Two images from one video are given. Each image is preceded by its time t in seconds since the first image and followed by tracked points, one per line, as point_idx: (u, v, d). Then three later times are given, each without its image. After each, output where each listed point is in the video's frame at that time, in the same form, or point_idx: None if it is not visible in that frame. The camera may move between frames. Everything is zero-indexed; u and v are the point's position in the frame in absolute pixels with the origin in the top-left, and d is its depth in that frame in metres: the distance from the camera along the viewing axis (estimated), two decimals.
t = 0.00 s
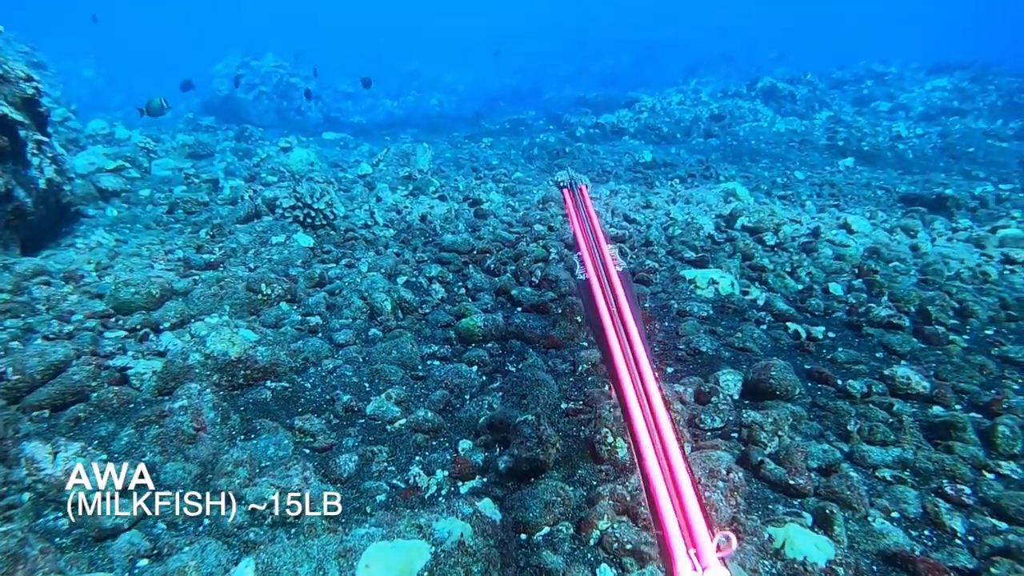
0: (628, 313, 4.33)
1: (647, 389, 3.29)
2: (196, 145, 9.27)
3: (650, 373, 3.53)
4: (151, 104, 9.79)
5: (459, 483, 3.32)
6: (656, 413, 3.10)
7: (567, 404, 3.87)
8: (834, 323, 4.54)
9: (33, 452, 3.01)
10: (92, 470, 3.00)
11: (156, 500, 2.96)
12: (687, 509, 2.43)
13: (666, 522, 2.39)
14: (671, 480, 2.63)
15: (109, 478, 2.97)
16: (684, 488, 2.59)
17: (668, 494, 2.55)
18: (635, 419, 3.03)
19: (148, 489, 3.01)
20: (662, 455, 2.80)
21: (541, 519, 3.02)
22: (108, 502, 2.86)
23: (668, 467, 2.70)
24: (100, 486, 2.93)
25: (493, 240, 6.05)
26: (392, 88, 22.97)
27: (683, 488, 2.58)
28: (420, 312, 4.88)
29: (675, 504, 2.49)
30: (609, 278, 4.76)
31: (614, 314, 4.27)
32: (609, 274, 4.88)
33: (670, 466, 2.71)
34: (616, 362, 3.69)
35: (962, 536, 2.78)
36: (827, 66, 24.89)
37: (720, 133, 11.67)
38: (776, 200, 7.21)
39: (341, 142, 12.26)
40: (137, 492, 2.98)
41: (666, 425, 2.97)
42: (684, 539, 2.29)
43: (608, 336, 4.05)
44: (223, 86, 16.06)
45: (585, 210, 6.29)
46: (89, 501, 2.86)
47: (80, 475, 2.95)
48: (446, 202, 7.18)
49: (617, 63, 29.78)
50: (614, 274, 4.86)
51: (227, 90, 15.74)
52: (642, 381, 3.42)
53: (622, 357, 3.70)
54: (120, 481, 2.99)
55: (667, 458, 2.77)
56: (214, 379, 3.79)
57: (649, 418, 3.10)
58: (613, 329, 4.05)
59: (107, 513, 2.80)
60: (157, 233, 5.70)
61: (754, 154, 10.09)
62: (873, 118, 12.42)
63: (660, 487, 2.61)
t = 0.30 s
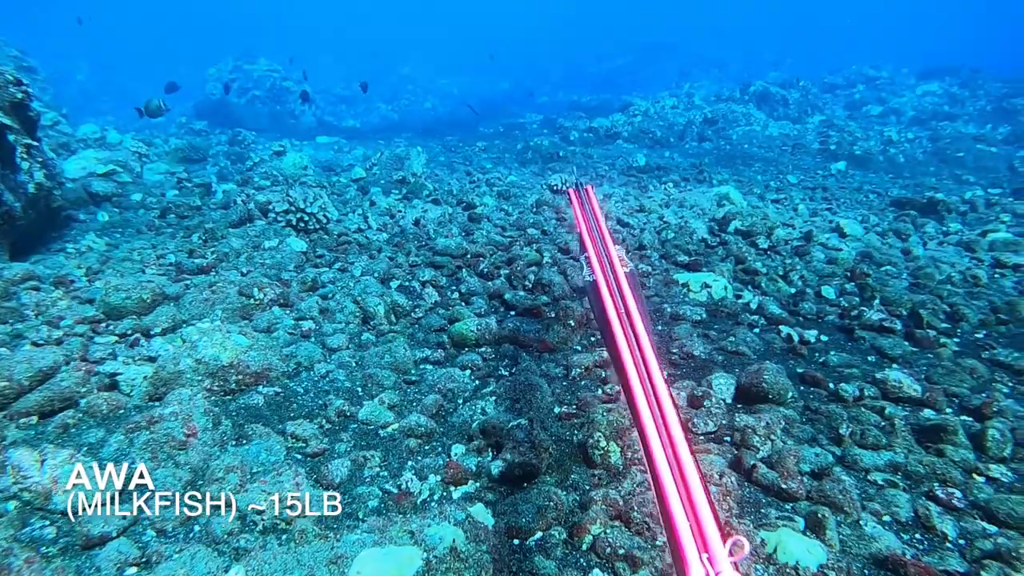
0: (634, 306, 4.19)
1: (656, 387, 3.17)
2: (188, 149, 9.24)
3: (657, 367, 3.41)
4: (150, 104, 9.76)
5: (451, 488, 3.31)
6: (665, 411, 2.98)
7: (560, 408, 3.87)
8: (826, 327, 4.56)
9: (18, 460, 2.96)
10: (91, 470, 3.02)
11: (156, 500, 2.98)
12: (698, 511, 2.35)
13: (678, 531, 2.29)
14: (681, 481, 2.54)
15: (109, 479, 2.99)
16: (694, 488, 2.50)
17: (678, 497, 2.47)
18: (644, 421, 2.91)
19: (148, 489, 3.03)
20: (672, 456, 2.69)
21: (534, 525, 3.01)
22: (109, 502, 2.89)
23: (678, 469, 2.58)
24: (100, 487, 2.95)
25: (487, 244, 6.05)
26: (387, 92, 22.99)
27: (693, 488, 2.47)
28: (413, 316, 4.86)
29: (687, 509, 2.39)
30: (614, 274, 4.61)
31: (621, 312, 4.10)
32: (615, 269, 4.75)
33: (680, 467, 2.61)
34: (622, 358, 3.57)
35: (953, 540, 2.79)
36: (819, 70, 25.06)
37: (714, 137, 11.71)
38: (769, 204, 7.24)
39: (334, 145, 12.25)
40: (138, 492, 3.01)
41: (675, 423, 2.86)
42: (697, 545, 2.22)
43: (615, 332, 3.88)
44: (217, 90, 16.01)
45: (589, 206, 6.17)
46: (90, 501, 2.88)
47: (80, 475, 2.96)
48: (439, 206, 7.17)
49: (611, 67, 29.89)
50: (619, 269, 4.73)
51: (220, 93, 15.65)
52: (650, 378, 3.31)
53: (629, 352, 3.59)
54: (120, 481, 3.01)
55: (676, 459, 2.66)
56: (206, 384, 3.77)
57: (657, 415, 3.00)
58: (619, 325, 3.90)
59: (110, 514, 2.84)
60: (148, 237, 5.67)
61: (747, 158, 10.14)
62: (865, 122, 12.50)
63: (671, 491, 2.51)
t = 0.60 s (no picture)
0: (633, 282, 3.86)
1: (655, 358, 2.82)
2: (177, 149, 9.16)
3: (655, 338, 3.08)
4: (143, 99, 9.68)
5: (440, 490, 3.27)
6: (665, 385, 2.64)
7: (550, 409, 3.85)
8: (817, 326, 4.55)
9: None
10: (92, 470, 3.03)
11: (156, 500, 2.99)
12: (697, 483, 2.02)
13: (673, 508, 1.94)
14: (679, 454, 2.20)
15: (109, 479, 3.01)
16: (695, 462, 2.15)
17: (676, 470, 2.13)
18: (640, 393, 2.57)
19: (148, 489, 3.03)
20: (668, 425, 2.37)
21: (523, 527, 2.99)
22: (108, 501, 2.90)
23: (676, 440, 2.25)
24: (100, 486, 2.96)
25: (477, 244, 6.02)
26: (379, 92, 22.97)
27: (692, 461, 2.14)
28: (403, 316, 4.83)
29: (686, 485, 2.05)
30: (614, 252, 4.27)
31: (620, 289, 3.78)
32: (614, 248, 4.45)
33: (675, 432, 2.31)
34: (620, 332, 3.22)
35: (943, 538, 2.78)
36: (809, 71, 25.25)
37: (705, 137, 11.73)
38: (760, 203, 7.25)
39: (325, 146, 12.19)
40: (138, 492, 3.01)
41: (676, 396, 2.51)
42: (694, 517, 1.89)
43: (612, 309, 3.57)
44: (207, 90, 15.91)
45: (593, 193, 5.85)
46: (89, 501, 2.89)
47: (80, 475, 2.97)
48: (430, 206, 7.14)
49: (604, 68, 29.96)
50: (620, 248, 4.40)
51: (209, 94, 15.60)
52: (647, 349, 2.96)
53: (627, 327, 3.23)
54: (120, 481, 3.02)
55: (675, 430, 2.32)
56: (192, 386, 3.71)
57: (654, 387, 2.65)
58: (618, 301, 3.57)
59: (111, 514, 2.85)
60: (134, 238, 5.61)
61: (738, 158, 10.17)
62: (855, 122, 12.57)
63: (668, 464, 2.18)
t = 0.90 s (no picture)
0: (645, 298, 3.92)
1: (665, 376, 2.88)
2: (170, 150, 9.10)
3: (668, 356, 3.16)
4: (144, 97, 9.64)
5: (434, 496, 3.24)
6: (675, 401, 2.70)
7: (545, 413, 3.82)
8: (813, 328, 4.54)
9: None
10: (91, 470, 3.05)
11: (156, 500, 3.00)
12: (709, 501, 2.06)
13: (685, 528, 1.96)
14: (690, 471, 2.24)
15: (109, 478, 3.04)
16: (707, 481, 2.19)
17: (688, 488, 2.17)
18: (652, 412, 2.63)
19: (148, 488, 3.05)
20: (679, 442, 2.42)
21: (519, 534, 2.98)
22: (108, 502, 2.93)
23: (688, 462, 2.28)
24: (99, 486, 2.99)
25: (472, 247, 5.99)
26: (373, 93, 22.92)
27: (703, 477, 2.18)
28: (397, 320, 4.79)
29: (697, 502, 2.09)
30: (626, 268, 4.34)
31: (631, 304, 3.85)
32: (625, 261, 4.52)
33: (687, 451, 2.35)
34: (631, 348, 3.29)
35: (941, 543, 2.77)
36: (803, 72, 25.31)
37: (699, 138, 11.73)
38: (755, 205, 7.24)
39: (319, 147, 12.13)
40: (137, 492, 3.02)
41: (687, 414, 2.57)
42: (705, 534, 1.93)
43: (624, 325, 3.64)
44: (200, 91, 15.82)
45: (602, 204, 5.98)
46: (89, 501, 2.92)
47: (80, 475, 2.99)
48: (424, 208, 7.10)
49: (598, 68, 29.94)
50: (631, 263, 4.46)
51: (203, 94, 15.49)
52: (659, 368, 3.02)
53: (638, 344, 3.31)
54: (119, 481, 3.05)
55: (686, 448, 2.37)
56: (184, 391, 3.66)
57: (667, 406, 2.72)
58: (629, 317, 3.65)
59: (107, 515, 2.88)
60: (127, 240, 5.55)
61: (733, 159, 10.17)
62: (848, 123, 12.61)
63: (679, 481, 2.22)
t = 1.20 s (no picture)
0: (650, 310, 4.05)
1: (674, 396, 3.03)
2: (161, 149, 9.05)
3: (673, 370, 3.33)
4: (144, 91, 9.56)
5: (426, 495, 3.23)
6: (685, 425, 2.87)
7: (538, 412, 3.81)
8: (805, 326, 4.54)
9: None
10: (91, 470, 3.03)
11: (156, 500, 2.98)
12: (720, 526, 2.29)
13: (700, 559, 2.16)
14: (702, 500, 2.43)
15: (109, 478, 3.02)
16: (718, 510, 2.38)
17: (701, 518, 2.36)
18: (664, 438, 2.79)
19: (148, 488, 3.03)
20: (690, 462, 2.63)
21: (511, 533, 2.97)
22: (108, 502, 2.91)
23: (701, 490, 2.47)
24: (99, 486, 2.96)
25: (464, 245, 5.97)
26: (366, 92, 22.85)
27: (716, 508, 2.37)
28: (389, 319, 4.77)
29: (710, 534, 2.28)
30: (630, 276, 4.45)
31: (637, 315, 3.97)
32: (629, 269, 4.62)
33: (697, 472, 2.56)
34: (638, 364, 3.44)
35: (933, 538, 2.77)
36: (797, 70, 25.38)
37: (692, 137, 11.74)
38: (748, 203, 7.25)
39: (311, 146, 12.09)
40: (137, 492, 3.00)
41: (697, 440, 2.73)
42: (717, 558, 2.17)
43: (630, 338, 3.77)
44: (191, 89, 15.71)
45: (604, 204, 6.04)
46: (89, 501, 2.90)
47: (80, 475, 2.98)
48: (417, 207, 7.08)
49: (592, 67, 29.91)
50: (635, 271, 4.57)
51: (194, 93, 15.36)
52: (667, 386, 3.18)
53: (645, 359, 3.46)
54: (120, 481, 3.02)
55: (698, 475, 2.55)
56: (174, 390, 3.61)
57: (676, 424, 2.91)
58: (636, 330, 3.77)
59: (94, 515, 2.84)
60: (117, 239, 5.50)
61: (725, 157, 10.19)
62: (840, 121, 12.65)
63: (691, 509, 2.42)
